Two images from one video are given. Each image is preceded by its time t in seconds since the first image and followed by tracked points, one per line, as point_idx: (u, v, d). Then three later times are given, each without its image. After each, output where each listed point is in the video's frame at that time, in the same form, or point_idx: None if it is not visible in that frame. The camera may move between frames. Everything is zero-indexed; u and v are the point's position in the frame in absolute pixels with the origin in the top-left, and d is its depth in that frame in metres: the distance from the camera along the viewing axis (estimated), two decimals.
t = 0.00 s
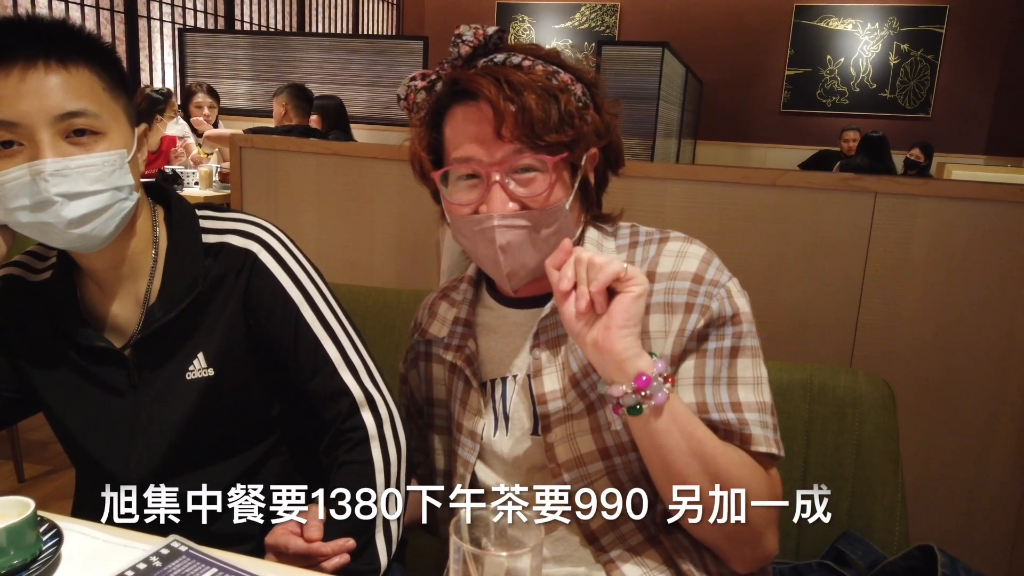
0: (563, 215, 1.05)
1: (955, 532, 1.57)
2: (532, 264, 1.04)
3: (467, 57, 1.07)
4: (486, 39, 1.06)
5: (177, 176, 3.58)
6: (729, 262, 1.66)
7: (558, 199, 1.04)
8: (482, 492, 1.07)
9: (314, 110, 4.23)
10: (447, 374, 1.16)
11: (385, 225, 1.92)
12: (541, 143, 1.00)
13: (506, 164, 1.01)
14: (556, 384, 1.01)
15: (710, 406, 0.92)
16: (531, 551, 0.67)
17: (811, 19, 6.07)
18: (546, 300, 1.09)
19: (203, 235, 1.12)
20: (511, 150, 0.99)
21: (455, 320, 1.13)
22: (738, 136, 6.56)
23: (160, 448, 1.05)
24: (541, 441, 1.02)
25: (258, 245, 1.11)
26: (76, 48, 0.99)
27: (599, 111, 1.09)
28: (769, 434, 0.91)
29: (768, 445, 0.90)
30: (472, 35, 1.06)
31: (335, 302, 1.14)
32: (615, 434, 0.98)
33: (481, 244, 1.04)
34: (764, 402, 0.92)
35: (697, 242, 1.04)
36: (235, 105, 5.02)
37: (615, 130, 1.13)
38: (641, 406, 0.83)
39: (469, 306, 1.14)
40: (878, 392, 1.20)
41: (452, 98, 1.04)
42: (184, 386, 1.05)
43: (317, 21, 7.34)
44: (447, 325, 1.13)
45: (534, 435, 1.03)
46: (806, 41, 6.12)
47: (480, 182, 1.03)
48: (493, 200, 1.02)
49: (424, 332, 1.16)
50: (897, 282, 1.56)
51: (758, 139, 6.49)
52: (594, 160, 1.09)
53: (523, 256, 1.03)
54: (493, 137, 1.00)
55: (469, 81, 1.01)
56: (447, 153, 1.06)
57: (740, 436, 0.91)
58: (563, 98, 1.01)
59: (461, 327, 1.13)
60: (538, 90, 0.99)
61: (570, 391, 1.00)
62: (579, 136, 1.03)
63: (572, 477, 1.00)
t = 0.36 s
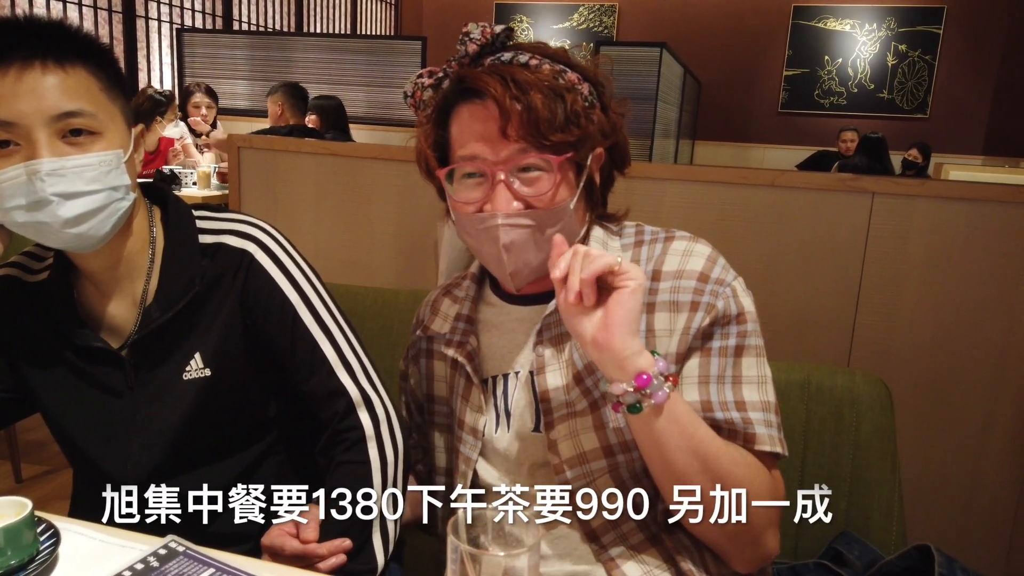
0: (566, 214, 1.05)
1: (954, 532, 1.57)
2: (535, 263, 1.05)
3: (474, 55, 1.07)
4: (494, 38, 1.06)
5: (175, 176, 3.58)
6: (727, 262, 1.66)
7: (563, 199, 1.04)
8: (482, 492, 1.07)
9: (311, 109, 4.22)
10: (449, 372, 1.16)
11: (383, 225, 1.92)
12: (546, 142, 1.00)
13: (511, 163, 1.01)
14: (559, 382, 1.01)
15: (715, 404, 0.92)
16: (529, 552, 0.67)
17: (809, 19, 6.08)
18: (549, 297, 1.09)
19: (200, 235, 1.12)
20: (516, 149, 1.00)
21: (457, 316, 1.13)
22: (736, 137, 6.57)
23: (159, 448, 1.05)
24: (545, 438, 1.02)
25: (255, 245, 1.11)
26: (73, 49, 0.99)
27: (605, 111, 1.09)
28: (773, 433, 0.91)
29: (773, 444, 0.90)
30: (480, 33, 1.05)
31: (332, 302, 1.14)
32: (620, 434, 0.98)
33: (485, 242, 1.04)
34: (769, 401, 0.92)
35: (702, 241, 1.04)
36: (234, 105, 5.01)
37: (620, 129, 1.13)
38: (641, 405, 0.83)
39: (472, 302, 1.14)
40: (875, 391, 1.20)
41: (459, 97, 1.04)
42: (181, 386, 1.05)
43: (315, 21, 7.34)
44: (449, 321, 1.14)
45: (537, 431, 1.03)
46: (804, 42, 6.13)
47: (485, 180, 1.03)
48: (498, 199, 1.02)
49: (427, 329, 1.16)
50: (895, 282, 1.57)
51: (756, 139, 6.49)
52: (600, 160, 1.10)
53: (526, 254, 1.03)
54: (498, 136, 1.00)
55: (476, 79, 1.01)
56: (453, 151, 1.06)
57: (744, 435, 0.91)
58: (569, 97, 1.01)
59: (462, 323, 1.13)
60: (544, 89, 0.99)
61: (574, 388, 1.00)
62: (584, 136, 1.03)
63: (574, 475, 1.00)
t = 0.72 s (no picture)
0: (568, 214, 1.03)
1: (954, 532, 1.57)
2: (536, 261, 1.04)
3: (485, 51, 1.06)
4: (505, 35, 1.05)
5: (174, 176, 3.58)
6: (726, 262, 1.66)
7: (567, 200, 1.03)
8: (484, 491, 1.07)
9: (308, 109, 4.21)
10: (449, 369, 1.16)
11: (382, 225, 1.92)
12: (550, 142, 1.00)
13: (515, 161, 1.01)
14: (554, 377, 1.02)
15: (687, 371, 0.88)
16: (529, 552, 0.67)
17: (808, 20, 6.08)
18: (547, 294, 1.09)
19: (199, 235, 1.12)
20: (521, 147, 1.00)
21: (459, 315, 1.14)
22: (735, 137, 6.58)
23: (161, 448, 1.05)
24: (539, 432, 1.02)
25: (254, 245, 1.10)
26: (71, 48, 0.99)
27: (615, 112, 1.09)
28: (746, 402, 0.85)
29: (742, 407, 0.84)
30: (492, 30, 1.05)
31: (331, 302, 1.14)
32: (598, 431, 0.96)
33: (485, 238, 1.04)
34: (746, 376, 0.87)
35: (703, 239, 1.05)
36: (233, 105, 5.01)
37: (631, 130, 1.12)
38: (601, 316, 0.83)
39: (473, 300, 1.15)
40: (873, 390, 1.20)
41: (468, 93, 1.04)
42: (181, 386, 1.05)
43: (314, 21, 7.34)
44: (450, 319, 1.14)
45: (534, 428, 1.04)
46: (803, 42, 6.13)
47: (488, 177, 1.03)
48: (500, 197, 1.02)
49: (426, 327, 1.17)
50: (894, 281, 1.57)
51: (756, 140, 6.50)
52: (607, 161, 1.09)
53: (526, 252, 1.02)
54: (504, 134, 1.01)
55: (484, 76, 1.01)
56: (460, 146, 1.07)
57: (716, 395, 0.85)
58: (577, 98, 1.00)
59: (463, 322, 1.13)
60: (551, 89, 0.99)
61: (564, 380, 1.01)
62: (590, 136, 1.02)
63: (561, 469, 0.99)
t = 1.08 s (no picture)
0: (583, 217, 1.03)
1: (952, 532, 1.58)
2: (545, 261, 1.04)
3: (522, 45, 1.04)
4: (544, 30, 1.03)
5: (174, 177, 3.58)
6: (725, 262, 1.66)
7: (581, 203, 1.03)
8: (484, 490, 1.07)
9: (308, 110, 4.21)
10: (459, 362, 1.16)
11: (381, 225, 1.92)
12: (571, 144, 0.99)
13: (534, 159, 1.01)
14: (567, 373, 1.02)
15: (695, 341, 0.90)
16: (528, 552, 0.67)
17: (807, 20, 6.18)
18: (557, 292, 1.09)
19: (201, 237, 1.12)
20: (541, 146, 1.00)
21: (472, 309, 1.14)
22: (735, 137, 6.61)
23: (163, 449, 1.05)
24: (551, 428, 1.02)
25: (256, 247, 1.11)
26: (70, 48, 0.99)
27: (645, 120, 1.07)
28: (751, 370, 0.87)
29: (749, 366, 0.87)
30: (531, 24, 1.02)
31: (332, 303, 1.14)
32: (608, 404, 0.94)
33: (497, 231, 1.06)
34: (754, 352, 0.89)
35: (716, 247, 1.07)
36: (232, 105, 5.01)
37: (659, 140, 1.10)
38: (621, 262, 0.92)
39: (487, 296, 1.15)
40: (873, 389, 1.20)
41: (498, 85, 1.04)
42: (182, 387, 1.05)
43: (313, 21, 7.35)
44: (463, 313, 1.14)
45: (547, 424, 1.03)
46: (803, 42, 6.24)
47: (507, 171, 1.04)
48: (515, 192, 1.03)
49: (437, 321, 1.17)
50: (891, 281, 1.57)
51: (757, 140, 6.55)
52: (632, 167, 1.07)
53: (536, 249, 1.03)
54: (526, 130, 1.00)
55: (514, 70, 1.00)
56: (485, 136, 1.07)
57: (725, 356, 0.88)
58: (605, 102, 0.98)
59: (477, 316, 1.14)
60: (578, 91, 0.97)
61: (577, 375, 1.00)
62: (613, 143, 1.01)
63: (572, 447, 0.94)
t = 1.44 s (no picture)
0: (612, 223, 1.01)
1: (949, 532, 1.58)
2: (570, 262, 1.03)
3: (575, 39, 1.03)
4: (600, 27, 1.01)
5: (173, 177, 3.59)
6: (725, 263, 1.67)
7: (612, 209, 1.01)
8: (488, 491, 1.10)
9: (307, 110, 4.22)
10: (474, 355, 1.15)
11: (381, 226, 1.92)
12: (610, 150, 0.97)
13: (570, 158, 1.00)
14: (588, 380, 1.02)
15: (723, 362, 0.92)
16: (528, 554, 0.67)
17: (805, 22, 6.19)
18: (575, 296, 1.09)
19: (200, 238, 1.12)
20: (580, 147, 0.98)
21: (491, 305, 1.13)
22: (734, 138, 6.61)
23: (164, 449, 1.05)
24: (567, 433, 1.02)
25: (254, 248, 1.11)
26: (69, 50, 0.99)
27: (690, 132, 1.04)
28: (778, 395, 0.89)
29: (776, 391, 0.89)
30: (588, 19, 1.01)
31: (331, 304, 1.15)
32: (633, 421, 0.95)
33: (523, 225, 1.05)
34: (780, 378, 0.91)
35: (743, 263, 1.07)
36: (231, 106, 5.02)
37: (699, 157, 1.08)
38: (652, 282, 0.92)
39: (507, 291, 1.14)
40: (872, 390, 1.21)
41: (545, 77, 1.02)
42: (182, 389, 1.06)
43: (312, 22, 7.35)
44: (482, 308, 1.13)
45: (561, 427, 1.03)
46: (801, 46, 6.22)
47: (542, 167, 1.03)
48: (546, 188, 1.02)
49: (454, 313, 1.15)
50: (888, 282, 1.57)
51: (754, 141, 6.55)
52: (670, 179, 1.05)
53: (561, 250, 1.02)
54: (567, 127, 0.99)
55: (564, 63, 0.99)
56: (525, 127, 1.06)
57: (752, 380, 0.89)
58: (651, 111, 0.96)
59: (496, 313, 1.12)
60: (626, 95, 0.95)
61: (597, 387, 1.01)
62: (653, 154, 0.98)
63: (592, 459, 0.96)
